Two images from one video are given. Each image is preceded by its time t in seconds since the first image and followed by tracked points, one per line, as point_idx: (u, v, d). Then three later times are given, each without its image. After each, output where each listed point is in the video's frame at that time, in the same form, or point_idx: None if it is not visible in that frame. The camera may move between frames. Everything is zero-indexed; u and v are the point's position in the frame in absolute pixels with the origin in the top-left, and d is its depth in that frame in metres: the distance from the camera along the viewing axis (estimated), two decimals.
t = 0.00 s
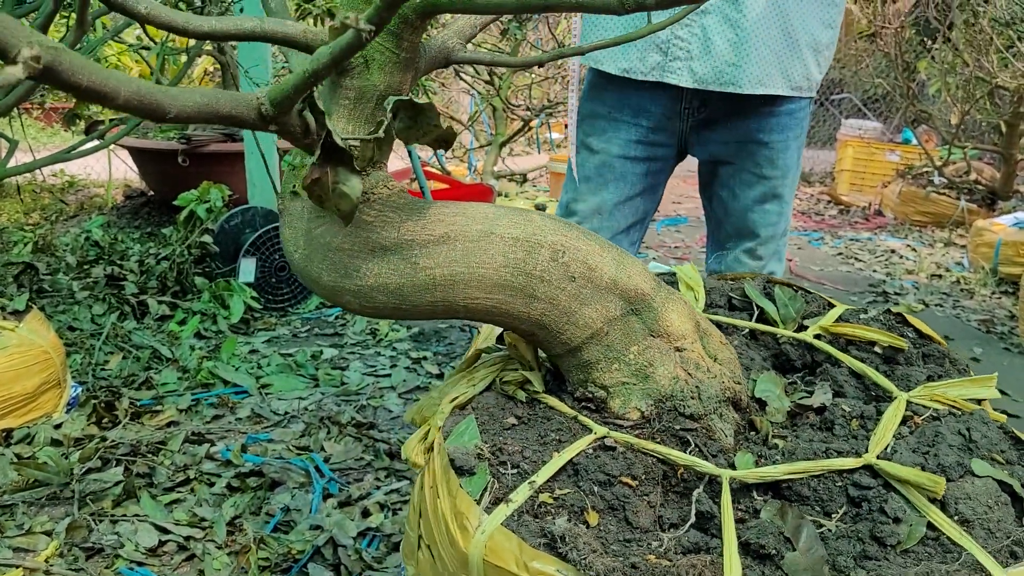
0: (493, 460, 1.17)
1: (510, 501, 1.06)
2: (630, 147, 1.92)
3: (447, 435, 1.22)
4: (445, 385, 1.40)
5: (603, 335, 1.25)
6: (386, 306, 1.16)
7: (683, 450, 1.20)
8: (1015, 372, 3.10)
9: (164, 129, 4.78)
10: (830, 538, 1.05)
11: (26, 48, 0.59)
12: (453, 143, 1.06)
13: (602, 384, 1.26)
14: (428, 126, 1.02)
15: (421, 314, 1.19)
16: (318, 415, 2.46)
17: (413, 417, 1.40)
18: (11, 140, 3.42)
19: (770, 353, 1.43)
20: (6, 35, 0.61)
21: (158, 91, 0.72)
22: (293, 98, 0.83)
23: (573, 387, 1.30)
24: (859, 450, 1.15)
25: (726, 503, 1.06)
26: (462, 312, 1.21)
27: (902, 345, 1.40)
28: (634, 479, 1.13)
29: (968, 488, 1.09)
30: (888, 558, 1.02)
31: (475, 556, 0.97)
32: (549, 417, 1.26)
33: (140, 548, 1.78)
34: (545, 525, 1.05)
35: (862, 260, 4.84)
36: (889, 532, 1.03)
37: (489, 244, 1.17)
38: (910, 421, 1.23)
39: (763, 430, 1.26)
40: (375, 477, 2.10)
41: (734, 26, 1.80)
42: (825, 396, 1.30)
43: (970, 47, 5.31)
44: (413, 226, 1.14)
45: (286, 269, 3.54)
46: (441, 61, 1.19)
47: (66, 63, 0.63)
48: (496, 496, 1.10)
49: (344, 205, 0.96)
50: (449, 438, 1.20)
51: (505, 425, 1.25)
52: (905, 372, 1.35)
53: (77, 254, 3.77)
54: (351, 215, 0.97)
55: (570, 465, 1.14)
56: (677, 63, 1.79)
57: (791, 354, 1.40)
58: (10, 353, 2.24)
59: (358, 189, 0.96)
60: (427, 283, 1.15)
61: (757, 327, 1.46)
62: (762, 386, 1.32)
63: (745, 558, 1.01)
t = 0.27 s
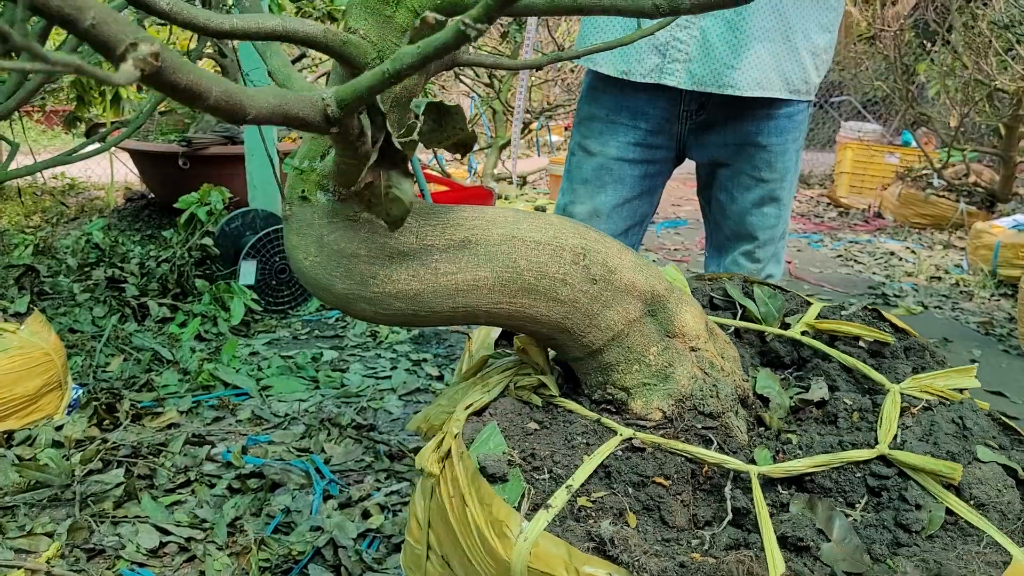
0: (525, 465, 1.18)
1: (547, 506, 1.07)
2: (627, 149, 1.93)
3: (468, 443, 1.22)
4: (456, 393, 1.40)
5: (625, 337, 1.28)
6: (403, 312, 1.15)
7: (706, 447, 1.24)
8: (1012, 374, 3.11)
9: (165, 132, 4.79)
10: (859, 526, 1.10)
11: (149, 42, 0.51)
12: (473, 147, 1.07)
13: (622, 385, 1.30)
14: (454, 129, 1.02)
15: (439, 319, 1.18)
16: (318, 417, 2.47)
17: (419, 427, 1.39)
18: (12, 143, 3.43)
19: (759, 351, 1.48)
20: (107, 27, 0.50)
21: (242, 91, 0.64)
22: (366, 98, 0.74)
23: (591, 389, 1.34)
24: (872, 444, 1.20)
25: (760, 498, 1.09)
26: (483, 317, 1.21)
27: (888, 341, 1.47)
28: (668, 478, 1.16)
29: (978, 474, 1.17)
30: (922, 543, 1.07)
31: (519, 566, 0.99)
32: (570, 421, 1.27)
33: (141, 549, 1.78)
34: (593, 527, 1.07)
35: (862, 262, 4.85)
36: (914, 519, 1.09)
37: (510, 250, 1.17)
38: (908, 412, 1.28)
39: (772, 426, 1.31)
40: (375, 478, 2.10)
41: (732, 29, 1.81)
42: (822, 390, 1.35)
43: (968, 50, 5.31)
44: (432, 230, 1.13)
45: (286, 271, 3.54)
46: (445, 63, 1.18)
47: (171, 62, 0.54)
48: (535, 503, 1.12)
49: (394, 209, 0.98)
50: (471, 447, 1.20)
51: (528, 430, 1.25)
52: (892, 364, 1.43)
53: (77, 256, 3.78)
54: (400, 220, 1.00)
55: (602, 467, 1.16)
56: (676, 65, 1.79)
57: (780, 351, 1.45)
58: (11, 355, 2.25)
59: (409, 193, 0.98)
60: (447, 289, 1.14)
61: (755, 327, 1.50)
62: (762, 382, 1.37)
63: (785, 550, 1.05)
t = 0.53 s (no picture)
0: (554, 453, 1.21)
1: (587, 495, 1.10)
2: (624, 147, 1.96)
3: (494, 437, 1.23)
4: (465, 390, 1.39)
5: (640, 326, 1.34)
6: (426, 309, 1.21)
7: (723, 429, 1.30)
8: (1007, 372, 3.13)
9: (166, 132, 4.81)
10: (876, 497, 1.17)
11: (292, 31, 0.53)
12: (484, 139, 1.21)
13: (639, 373, 1.36)
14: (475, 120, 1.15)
15: (459, 314, 1.24)
16: (320, 413, 2.49)
17: (426, 426, 1.34)
18: (15, 142, 3.44)
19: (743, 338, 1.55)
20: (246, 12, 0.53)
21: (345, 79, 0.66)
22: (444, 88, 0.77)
23: (606, 379, 1.40)
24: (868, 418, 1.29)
25: (786, 476, 1.15)
26: (505, 313, 1.28)
27: (864, 322, 1.57)
28: (697, 462, 1.21)
29: (971, 442, 1.27)
30: (936, 502, 1.17)
31: (566, 556, 1.02)
32: (592, 412, 1.31)
33: (146, 541, 1.80)
34: (637, 512, 1.11)
35: (860, 262, 4.86)
36: (926, 487, 1.18)
37: (528, 243, 1.23)
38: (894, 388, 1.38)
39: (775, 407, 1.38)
40: (376, 473, 2.12)
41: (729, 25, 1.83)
42: (810, 371, 1.43)
43: (967, 51, 5.33)
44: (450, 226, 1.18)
45: (288, 270, 3.57)
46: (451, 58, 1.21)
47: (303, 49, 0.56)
48: (575, 492, 1.14)
49: (449, 203, 0.99)
50: (497, 441, 1.22)
51: (551, 422, 1.28)
52: (871, 343, 1.53)
53: (80, 255, 3.80)
54: (453, 214, 1.01)
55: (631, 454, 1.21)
56: (674, 65, 1.82)
57: (762, 337, 1.53)
58: (15, 351, 2.26)
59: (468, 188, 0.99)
60: (467, 283, 1.20)
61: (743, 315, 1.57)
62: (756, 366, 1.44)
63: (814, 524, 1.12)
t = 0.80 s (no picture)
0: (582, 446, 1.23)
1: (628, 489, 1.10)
2: (621, 146, 1.97)
3: (521, 438, 1.22)
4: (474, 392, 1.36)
5: (654, 321, 1.38)
6: (450, 312, 1.21)
7: (737, 416, 1.36)
8: (1003, 371, 3.15)
9: (167, 133, 4.82)
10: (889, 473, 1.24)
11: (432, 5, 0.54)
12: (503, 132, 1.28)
13: (654, 367, 1.39)
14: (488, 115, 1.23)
15: (483, 316, 1.25)
16: (320, 412, 2.50)
17: (436, 431, 1.30)
18: (16, 143, 3.46)
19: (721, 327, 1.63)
20: None
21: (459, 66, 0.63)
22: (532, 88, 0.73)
23: (618, 374, 1.42)
24: (864, 400, 1.37)
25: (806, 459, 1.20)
26: (528, 312, 1.29)
27: (835, 306, 1.70)
28: (722, 450, 1.26)
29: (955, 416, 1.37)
30: (940, 472, 1.24)
31: (616, 551, 1.03)
32: (614, 407, 1.33)
33: (147, 537, 1.82)
34: (677, 504, 1.13)
35: (859, 262, 4.88)
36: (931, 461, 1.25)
37: (551, 241, 1.25)
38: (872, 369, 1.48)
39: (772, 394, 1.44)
40: (376, 470, 2.13)
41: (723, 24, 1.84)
42: (791, 358, 1.51)
43: (965, 52, 5.34)
44: (471, 227, 1.19)
45: (287, 270, 3.59)
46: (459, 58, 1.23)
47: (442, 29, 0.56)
48: (617, 488, 1.15)
49: (512, 204, 0.90)
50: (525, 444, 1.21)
51: (574, 418, 1.31)
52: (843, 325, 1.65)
53: (81, 256, 3.81)
54: (513, 214, 0.92)
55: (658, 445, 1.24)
56: (670, 68, 1.83)
57: (739, 327, 1.62)
58: (16, 350, 2.28)
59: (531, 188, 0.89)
60: (492, 285, 1.21)
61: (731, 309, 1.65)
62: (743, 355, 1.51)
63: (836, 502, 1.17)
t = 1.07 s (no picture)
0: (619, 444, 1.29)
1: (678, 489, 1.17)
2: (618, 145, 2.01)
3: (559, 443, 1.26)
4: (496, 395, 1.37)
5: (678, 322, 1.44)
6: (488, 317, 1.24)
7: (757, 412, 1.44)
8: (1001, 372, 3.15)
9: (167, 134, 4.83)
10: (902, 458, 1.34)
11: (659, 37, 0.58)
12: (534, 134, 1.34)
13: (676, 366, 1.45)
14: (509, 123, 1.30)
15: (521, 320, 1.28)
16: (319, 412, 2.51)
17: (456, 439, 1.31)
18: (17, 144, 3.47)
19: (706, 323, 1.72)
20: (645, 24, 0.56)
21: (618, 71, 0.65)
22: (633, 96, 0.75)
23: (640, 374, 1.48)
24: (860, 391, 1.48)
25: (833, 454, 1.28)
26: (565, 314, 1.32)
27: (811, 300, 1.83)
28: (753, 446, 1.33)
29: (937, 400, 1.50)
30: (942, 454, 1.35)
31: (673, 552, 1.08)
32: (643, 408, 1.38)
33: (146, 537, 1.82)
34: (729, 499, 1.19)
35: (858, 263, 4.89)
36: (933, 445, 1.37)
37: (587, 243, 1.29)
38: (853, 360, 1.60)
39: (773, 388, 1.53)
40: (375, 471, 2.14)
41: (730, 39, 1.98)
42: (778, 353, 1.61)
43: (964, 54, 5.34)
44: (504, 232, 1.23)
45: (287, 271, 3.60)
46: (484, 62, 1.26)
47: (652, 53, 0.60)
48: (667, 489, 1.21)
49: (597, 207, 0.90)
50: (565, 449, 1.23)
51: (604, 419, 1.35)
52: (819, 317, 1.78)
53: (81, 257, 3.82)
54: (595, 220, 0.92)
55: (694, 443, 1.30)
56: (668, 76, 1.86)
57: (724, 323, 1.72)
58: (17, 351, 2.28)
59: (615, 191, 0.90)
60: (531, 288, 1.24)
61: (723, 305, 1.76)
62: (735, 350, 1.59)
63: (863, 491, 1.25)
